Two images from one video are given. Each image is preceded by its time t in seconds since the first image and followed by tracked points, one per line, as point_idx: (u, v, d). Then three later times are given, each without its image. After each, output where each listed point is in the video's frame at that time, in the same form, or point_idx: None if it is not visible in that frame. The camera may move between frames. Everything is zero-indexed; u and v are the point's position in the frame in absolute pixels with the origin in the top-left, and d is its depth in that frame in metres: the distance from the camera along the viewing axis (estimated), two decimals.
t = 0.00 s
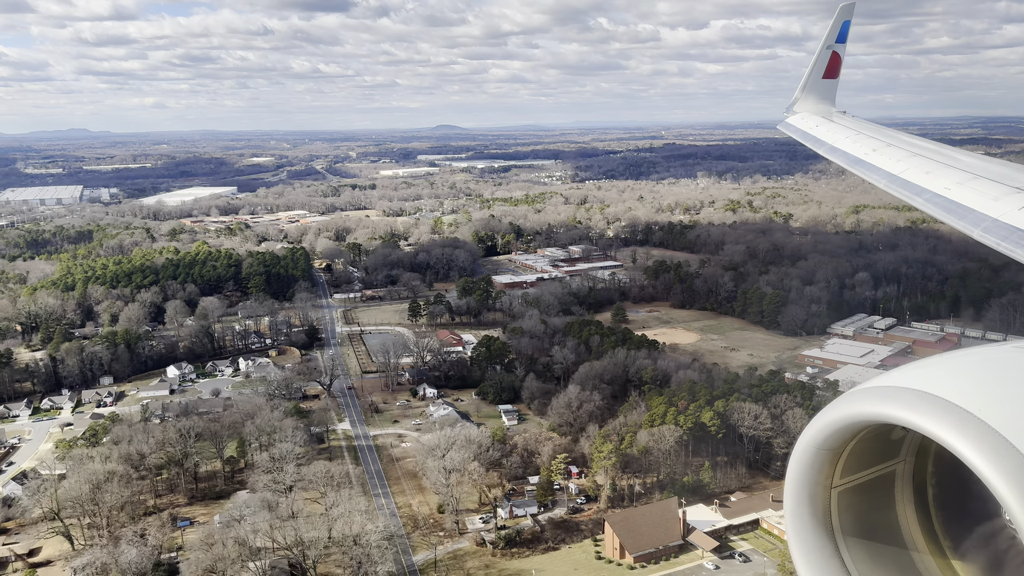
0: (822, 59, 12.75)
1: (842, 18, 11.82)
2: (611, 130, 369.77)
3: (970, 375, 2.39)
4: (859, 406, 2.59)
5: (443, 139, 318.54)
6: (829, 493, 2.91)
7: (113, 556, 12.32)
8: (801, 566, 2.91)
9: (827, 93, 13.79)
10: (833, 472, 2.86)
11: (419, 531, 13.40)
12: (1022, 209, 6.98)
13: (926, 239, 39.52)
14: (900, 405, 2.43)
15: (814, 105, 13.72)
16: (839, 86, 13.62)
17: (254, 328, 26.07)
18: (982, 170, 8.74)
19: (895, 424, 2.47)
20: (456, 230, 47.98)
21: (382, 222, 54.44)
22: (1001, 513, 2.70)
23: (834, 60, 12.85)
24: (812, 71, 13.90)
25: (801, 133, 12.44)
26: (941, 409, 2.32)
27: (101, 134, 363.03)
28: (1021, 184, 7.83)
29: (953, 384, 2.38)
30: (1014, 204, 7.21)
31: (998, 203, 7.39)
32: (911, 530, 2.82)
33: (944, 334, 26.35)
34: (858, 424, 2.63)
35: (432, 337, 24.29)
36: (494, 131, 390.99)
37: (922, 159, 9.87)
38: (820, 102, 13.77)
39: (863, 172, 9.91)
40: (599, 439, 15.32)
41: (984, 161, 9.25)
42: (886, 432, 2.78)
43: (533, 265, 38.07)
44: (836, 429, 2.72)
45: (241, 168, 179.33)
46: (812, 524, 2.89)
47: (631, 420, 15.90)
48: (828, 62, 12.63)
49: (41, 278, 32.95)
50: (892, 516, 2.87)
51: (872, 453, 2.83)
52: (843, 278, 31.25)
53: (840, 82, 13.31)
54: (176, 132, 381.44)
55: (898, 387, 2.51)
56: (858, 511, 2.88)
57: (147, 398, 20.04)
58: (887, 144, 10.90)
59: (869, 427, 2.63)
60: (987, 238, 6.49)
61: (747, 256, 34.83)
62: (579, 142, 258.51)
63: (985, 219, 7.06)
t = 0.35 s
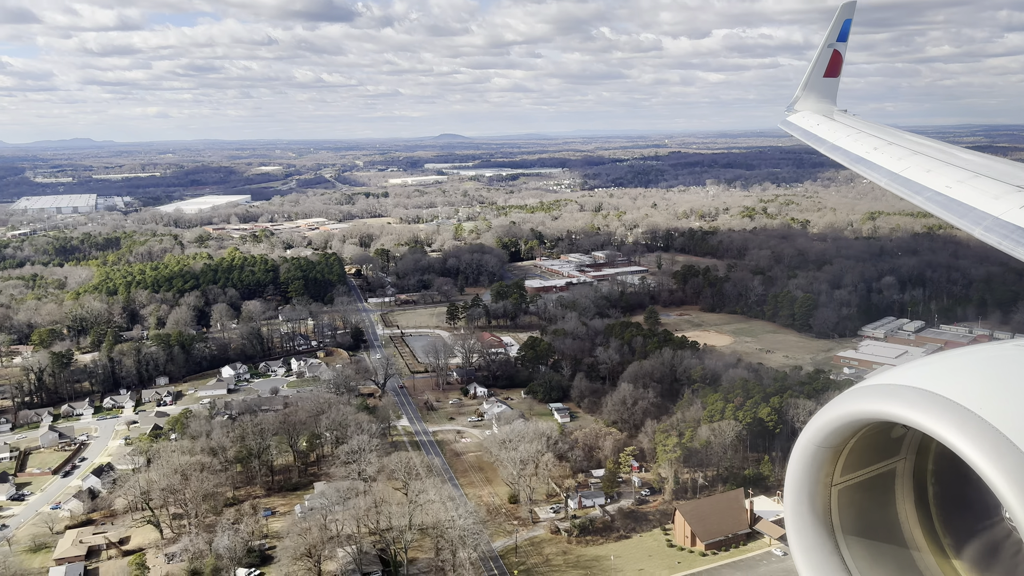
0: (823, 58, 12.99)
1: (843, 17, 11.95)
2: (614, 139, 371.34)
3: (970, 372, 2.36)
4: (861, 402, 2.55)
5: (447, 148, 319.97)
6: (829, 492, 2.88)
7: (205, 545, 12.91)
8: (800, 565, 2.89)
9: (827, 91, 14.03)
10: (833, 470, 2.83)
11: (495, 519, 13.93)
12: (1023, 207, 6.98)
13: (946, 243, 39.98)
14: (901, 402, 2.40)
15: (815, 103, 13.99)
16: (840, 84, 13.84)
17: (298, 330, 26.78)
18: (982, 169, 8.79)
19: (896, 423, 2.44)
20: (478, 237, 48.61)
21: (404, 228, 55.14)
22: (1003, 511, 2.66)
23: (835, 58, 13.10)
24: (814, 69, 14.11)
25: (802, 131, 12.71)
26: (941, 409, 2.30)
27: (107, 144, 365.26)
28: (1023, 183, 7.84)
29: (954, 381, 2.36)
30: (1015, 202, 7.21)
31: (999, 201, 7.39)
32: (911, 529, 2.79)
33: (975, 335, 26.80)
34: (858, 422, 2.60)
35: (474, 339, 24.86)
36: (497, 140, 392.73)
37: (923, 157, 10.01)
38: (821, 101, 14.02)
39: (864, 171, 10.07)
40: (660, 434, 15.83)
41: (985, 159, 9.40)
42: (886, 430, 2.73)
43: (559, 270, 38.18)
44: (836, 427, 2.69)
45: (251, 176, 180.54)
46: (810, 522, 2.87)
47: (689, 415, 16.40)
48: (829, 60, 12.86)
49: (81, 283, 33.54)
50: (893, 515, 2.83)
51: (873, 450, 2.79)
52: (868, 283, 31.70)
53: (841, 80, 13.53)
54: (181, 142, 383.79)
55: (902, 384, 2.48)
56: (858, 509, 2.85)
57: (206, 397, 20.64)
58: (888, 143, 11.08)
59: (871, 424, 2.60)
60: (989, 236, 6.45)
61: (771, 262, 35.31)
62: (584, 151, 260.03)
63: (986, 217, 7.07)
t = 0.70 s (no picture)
0: (824, 59, 12.85)
1: (844, 17, 11.86)
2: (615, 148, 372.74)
3: (975, 370, 2.33)
4: (862, 402, 2.53)
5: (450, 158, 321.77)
6: (830, 493, 2.86)
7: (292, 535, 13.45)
8: (800, 565, 2.88)
9: (828, 91, 13.93)
10: (835, 470, 2.81)
11: (563, 509, 14.43)
12: None
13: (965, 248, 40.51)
14: (901, 402, 2.38)
15: (817, 104, 13.88)
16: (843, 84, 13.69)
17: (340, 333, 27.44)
18: (984, 169, 8.71)
19: (897, 423, 2.41)
20: (500, 244, 49.20)
21: (425, 236, 55.84)
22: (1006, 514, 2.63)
23: (837, 59, 12.95)
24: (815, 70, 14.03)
25: (804, 132, 12.60)
26: (940, 408, 2.27)
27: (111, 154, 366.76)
28: None
29: (956, 379, 2.33)
30: (1018, 204, 7.11)
31: (1001, 202, 7.30)
32: (913, 531, 2.77)
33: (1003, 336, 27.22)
34: (859, 422, 2.58)
35: (513, 341, 25.39)
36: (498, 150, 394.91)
37: (924, 158, 9.94)
38: (822, 101, 13.89)
39: (865, 171, 9.98)
40: (716, 430, 16.34)
41: (987, 160, 9.33)
42: (888, 430, 2.71)
43: (584, 276, 38.82)
44: (837, 428, 2.67)
45: (260, 186, 181.94)
46: (811, 522, 2.85)
47: (743, 412, 16.88)
48: (831, 61, 12.72)
49: (120, 289, 34.18)
50: (895, 516, 2.81)
51: (874, 450, 2.76)
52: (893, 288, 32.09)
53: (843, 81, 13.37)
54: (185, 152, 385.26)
55: (905, 384, 2.45)
56: (859, 509, 2.83)
57: (263, 397, 21.29)
58: (889, 143, 10.98)
59: (871, 424, 2.58)
60: (991, 237, 6.37)
61: (794, 269, 35.76)
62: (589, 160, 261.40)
63: (988, 218, 6.98)
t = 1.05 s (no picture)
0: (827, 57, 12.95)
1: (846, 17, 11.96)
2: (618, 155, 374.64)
3: (975, 371, 2.33)
4: (863, 404, 2.52)
5: (453, 165, 323.28)
6: (829, 494, 2.84)
7: (372, 523, 14.07)
8: (800, 567, 2.84)
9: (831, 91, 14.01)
10: (835, 471, 2.78)
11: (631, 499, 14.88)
12: None
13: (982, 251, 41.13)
14: (902, 403, 2.37)
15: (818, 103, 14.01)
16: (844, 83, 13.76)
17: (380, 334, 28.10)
18: (986, 170, 8.83)
19: (898, 425, 2.40)
20: (519, 248, 49.84)
21: (447, 242, 56.65)
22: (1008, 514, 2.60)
23: (839, 58, 13.04)
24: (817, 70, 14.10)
25: (806, 131, 12.67)
26: (941, 408, 2.26)
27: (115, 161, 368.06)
28: None
29: (957, 380, 2.32)
30: (1019, 204, 7.22)
31: (1003, 204, 7.39)
32: (913, 532, 2.73)
33: None
34: (860, 424, 2.56)
35: (551, 342, 26.02)
36: (501, 157, 396.86)
37: (926, 158, 10.03)
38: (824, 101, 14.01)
39: (867, 171, 10.08)
40: (768, 426, 16.82)
41: (989, 160, 9.45)
42: (890, 431, 2.69)
43: (608, 280, 39.49)
44: (838, 430, 2.66)
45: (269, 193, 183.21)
46: (811, 523, 2.81)
47: (792, 409, 17.37)
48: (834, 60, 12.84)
49: (157, 293, 34.87)
50: (895, 519, 2.77)
51: (874, 451, 2.73)
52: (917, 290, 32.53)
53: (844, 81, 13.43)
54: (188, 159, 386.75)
55: (908, 386, 2.43)
56: (859, 511, 2.79)
57: (315, 396, 21.99)
58: (890, 143, 11.06)
59: (871, 425, 2.56)
60: (993, 238, 6.47)
61: (816, 273, 36.22)
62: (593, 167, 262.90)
63: (990, 219, 7.06)
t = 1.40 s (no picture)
0: (826, 62, 13.40)
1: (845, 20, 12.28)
2: (620, 160, 376.03)
3: (977, 371, 2.41)
4: (864, 405, 2.61)
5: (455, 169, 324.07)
6: (830, 493, 2.99)
7: (444, 510, 14.74)
8: (799, 563, 3.00)
9: (830, 94, 14.48)
10: (835, 472, 2.94)
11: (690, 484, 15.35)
12: None
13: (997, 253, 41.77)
14: (902, 404, 2.46)
15: (819, 107, 14.27)
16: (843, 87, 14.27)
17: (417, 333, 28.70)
18: (986, 172, 8.88)
19: (896, 425, 2.49)
20: (539, 251, 50.42)
21: (465, 244, 57.28)
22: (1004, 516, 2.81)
23: (837, 63, 13.54)
24: (816, 75, 14.53)
25: (806, 134, 12.86)
26: (938, 410, 2.35)
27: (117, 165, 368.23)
28: None
29: (958, 380, 2.40)
30: (1019, 206, 7.22)
31: (1002, 204, 7.41)
32: (911, 531, 2.92)
33: None
34: (857, 424, 2.69)
35: (587, 339, 26.61)
36: (504, 162, 398.26)
37: (926, 160, 10.09)
38: (824, 105, 14.31)
39: (866, 175, 10.15)
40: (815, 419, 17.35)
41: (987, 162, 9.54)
42: (889, 432, 2.84)
43: (631, 281, 40.07)
44: (839, 430, 2.78)
45: (275, 198, 184.13)
46: (810, 522, 2.97)
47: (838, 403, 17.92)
48: (832, 64, 13.30)
49: (190, 293, 35.37)
50: (894, 518, 2.96)
51: (874, 453, 2.90)
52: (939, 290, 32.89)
53: (844, 84, 13.94)
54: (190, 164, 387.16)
55: (907, 386, 2.51)
56: (859, 511, 2.96)
57: (364, 391, 22.65)
58: (889, 145, 11.24)
59: (871, 425, 2.68)
60: (992, 240, 6.51)
61: (836, 276, 36.69)
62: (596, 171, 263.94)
63: (989, 221, 7.06)
